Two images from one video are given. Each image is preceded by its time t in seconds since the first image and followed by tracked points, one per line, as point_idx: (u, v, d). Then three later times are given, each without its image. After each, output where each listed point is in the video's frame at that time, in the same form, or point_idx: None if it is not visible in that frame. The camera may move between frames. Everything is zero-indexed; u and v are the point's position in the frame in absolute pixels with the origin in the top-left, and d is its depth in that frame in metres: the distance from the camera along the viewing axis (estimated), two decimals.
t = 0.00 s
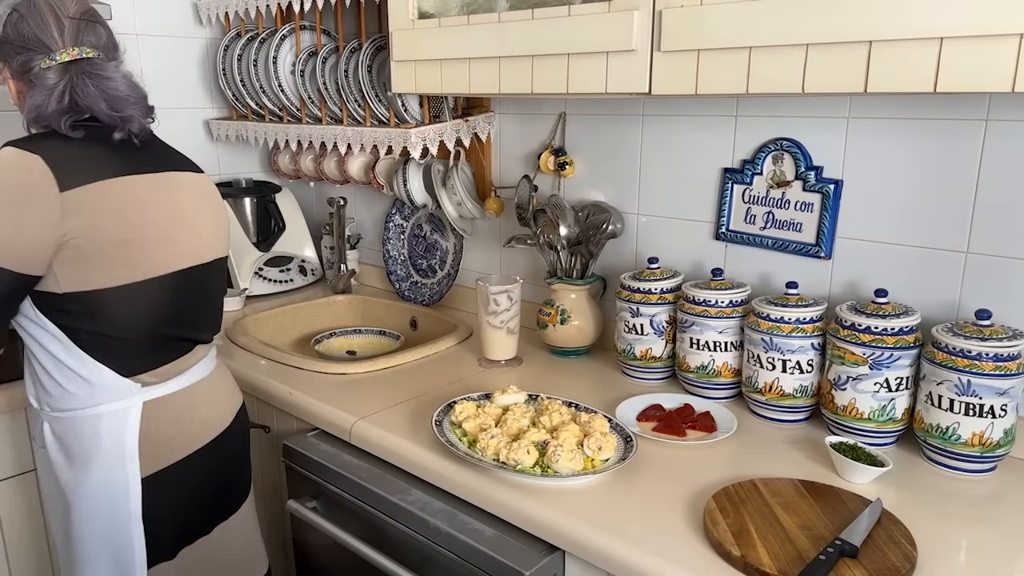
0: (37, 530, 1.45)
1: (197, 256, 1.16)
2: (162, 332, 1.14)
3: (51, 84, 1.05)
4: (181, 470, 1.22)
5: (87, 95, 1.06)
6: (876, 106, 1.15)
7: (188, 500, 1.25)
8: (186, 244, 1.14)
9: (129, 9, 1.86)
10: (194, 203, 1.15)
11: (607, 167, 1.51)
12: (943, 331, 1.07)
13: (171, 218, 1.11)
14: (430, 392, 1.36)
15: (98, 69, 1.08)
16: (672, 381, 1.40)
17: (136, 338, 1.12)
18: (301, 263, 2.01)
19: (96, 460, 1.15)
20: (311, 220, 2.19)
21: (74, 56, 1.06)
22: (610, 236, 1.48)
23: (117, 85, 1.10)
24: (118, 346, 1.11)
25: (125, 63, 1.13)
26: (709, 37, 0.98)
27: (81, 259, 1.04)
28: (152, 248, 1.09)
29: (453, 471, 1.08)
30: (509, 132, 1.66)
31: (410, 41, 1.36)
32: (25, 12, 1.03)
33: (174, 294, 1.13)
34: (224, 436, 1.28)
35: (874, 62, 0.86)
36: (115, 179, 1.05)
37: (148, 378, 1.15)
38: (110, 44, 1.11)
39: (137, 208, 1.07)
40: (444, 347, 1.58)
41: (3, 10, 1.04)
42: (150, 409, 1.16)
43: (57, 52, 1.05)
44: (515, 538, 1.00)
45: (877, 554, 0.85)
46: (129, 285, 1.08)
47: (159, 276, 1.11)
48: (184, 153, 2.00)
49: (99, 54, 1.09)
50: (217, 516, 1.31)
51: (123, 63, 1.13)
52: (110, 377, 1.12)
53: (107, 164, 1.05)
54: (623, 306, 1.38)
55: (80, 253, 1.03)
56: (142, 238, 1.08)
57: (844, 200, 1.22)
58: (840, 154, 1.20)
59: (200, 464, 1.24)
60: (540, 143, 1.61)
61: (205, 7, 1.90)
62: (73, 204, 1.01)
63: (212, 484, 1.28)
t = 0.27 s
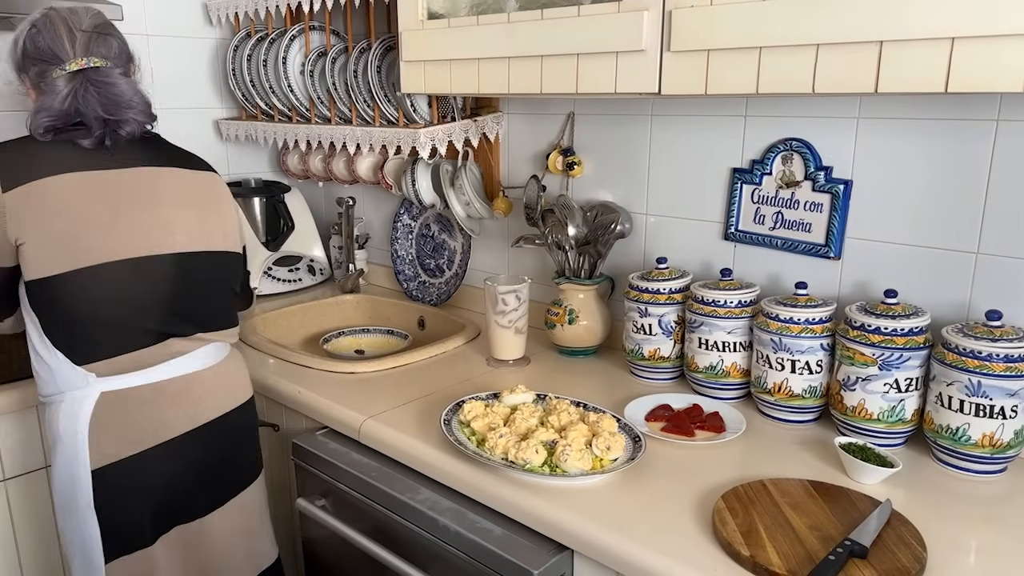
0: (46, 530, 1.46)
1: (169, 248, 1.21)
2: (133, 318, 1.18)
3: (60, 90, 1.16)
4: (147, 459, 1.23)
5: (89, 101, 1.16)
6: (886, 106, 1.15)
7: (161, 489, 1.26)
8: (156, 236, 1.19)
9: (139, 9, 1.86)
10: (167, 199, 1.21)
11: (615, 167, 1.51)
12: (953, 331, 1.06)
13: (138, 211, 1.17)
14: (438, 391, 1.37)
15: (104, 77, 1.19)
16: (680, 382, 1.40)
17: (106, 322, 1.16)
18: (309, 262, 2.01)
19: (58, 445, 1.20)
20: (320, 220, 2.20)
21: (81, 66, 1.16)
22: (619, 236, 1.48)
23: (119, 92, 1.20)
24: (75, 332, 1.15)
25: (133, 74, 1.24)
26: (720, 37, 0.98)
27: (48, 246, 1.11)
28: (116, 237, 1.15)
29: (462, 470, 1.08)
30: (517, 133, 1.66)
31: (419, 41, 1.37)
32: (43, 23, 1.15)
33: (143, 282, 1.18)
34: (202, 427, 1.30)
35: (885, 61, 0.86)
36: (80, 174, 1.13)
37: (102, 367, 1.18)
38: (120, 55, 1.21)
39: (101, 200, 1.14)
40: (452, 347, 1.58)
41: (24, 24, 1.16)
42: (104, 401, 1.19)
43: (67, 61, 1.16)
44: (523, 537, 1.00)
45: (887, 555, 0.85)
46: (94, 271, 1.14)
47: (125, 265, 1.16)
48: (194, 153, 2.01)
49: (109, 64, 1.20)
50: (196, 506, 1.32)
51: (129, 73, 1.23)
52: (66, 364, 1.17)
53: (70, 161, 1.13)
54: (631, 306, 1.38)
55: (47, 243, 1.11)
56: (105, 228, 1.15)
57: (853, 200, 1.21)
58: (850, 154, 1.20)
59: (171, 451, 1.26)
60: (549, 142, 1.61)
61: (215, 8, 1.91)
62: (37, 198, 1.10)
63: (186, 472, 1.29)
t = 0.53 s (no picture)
0: (54, 528, 1.47)
1: (163, 241, 1.21)
2: (127, 310, 1.19)
3: (84, 93, 1.18)
4: (133, 452, 1.24)
5: (113, 105, 1.19)
6: (893, 107, 1.15)
7: (148, 482, 1.27)
8: (150, 229, 1.19)
9: (148, 10, 1.87)
10: (162, 194, 1.21)
11: (621, 167, 1.51)
12: (959, 333, 1.06)
13: (133, 205, 1.18)
14: (444, 391, 1.37)
15: (126, 83, 1.22)
16: (685, 382, 1.40)
17: (99, 313, 1.17)
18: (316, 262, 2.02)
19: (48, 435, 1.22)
20: (326, 220, 2.21)
21: (106, 71, 1.19)
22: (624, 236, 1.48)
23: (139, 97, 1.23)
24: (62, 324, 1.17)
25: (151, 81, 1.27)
26: (725, 37, 0.98)
27: (44, 237, 1.13)
28: (109, 229, 1.16)
29: (467, 470, 1.09)
30: (523, 133, 1.66)
31: (425, 42, 1.37)
32: (68, 29, 1.18)
33: (136, 275, 1.19)
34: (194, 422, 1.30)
35: (891, 62, 0.86)
36: (77, 169, 1.16)
37: (87, 360, 1.19)
38: (140, 62, 1.24)
39: (97, 194, 1.16)
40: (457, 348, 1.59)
41: (49, 31, 1.19)
42: (88, 394, 1.20)
43: (93, 65, 1.18)
44: (527, 537, 1.01)
45: (892, 557, 0.85)
46: (85, 262, 1.15)
47: (117, 256, 1.17)
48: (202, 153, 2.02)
49: (131, 71, 1.23)
50: (188, 500, 1.33)
51: (148, 80, 1.26)
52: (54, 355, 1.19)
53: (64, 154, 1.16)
54: (636, 306, 1.38)
55: (43, 234, 1.13)
56: (98, 220, 1.16)
57: (860, 201, 1.21)
58: (856, 154, 1.20)
59: (158, 445, 1.26)
60: (555, 143, 1.61)
61: (223, 9, 1.92)
62: (35, 192, 1.13)
63: (176, 467, 1.29)
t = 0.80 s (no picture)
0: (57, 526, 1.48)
1: (179, 237, 1.22)
2: (143, 305, 1.20)
3: (111, 90, 1.19)
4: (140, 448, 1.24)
5: (142, 102, 1.20)
6: (896, 107, 1.15)
7: (154, 479, 1.27)
8: (162, 225, 1.20)
9: (152, 10, 1.88)
10: (178, 192, 1.22)
11: (624, 167, 1.51)
12: (962, 334, 1.06)
13: (144, 200, 1.19)
14: (446, 391, 1.37)
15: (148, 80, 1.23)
16: (688, 382, 1.40)
17: (115, 309, 1.18)
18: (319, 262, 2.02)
19: (57, 431, 1.21)
20: (330, 220, 2.21)
21: (131, 69, 1.20)
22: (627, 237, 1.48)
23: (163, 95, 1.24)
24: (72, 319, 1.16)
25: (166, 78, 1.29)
26: (727, 37, 0.97)
27: (59, 232, 1.13)
28: (120, 223, 1.17)
29: (468, 470, 1.09)
30: (526, 133, 1.66)
31: (428, 42, 1.38)
32: (90, 24, 1.18)
33: (150, 270, 1.20)
34: (201, 416, 1.30)
35: (893, 62, 0.86)
36: (89, 164, 1.16)
37: (95, 354, 1.19)
38: (156, 59, 1.26)
39: (110, 189, 1.16)
40: (458, 347, 1.59)
41: (66, 25, 1.18)
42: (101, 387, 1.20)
43: (116, 62, 1.19)
44: (528, 537, 1.01)
45: (894, 558, 0.85)
46: (97, 257, 1.15)
47: (130, 251, 1.17)
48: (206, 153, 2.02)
49: (151, 68, 1.24)
50: (195, 493, 1.34)
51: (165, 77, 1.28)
52: (66, 349, 1.18)
53: (75, 150, 1.15)
54: (639, 306, 1.37)
55: (56, 230, 1.12)
56: (116, 215, 1.16)
57: (863, 201, 1.21)
58: (859, 154, 1.20)
59: (165, 442, 1.26)
60: (558, 143, 1.61)
61: (227, 9, 1.92)
62: (46, 188, 1.12)
63: (181, 464, 1.29)
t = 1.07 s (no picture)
0: (59, 525, 1.48)
1: (198, 234, 1.23)
2: (161, 304, 1.20)
3: (136, 85, 1.20)
4: (154, 447, 1.24)
5: (167, 95, 1.23)
6: (901, 107, 1.14)
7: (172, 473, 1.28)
8: (170, 223, 1.19)
9: (156, 11, 1.88)
10: (187, 190, 1.22)
11: (627, 167, 1.50)
12: (966, 335, 1.05)
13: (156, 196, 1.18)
14: (448, 391, 1.37)
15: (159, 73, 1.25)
16: (690, 383, 1.40)
17: (131, 309, 1.18)
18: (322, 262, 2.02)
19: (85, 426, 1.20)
20: (333, 219, 2.21)
21: (146, 63, 1.22)
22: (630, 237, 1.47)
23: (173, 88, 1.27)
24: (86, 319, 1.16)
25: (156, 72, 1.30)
26: (731, 36, 0.97)
27: (81, 231, 1.12)
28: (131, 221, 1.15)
29: (470, 470, 1.08)
30: (529, 133, 1.66)
31: (430, 41, 1.37)
32: (99, 20, 1.17)
33: (159, 268, 1.19)
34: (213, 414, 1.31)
35: (897, 62, 0.85)
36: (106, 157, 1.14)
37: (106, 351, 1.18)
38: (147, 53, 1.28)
39: (128, 188, 1.15)
40: (461, 348, 1.59)
41: (67, 21, 1.14)
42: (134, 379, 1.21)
43: (126, 58, 1.20)
44: (530, 537, 1.00)
45: (897, 559, 0.84)
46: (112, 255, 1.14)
47: (142, 249, 1.16)
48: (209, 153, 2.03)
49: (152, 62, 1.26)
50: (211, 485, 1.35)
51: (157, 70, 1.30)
52: (95, 343, 1.17)
53: (89, 145, 1.13)
54: (641, 306, 1.37)
55: (74, 230, 1.11)
56: (134, 215, 1.15)
57: (866, 201, 1.20)
58: (863, 154, 1.19)
59: (177, 441, 1.27)
60: (560, 143, 1.61)
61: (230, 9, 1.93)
62: (73, 181, 1.10)
63: (192, 461, 1.30)
